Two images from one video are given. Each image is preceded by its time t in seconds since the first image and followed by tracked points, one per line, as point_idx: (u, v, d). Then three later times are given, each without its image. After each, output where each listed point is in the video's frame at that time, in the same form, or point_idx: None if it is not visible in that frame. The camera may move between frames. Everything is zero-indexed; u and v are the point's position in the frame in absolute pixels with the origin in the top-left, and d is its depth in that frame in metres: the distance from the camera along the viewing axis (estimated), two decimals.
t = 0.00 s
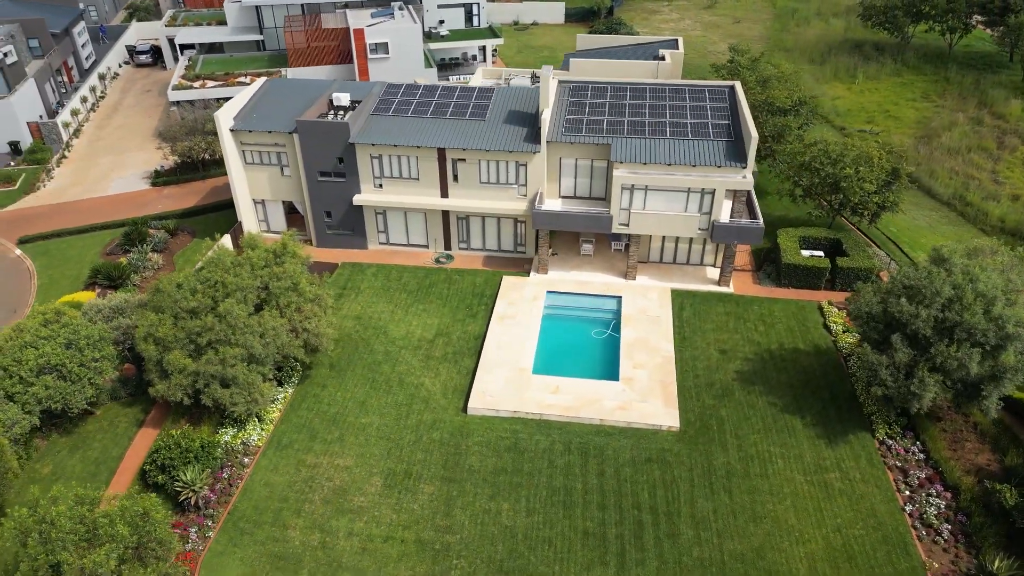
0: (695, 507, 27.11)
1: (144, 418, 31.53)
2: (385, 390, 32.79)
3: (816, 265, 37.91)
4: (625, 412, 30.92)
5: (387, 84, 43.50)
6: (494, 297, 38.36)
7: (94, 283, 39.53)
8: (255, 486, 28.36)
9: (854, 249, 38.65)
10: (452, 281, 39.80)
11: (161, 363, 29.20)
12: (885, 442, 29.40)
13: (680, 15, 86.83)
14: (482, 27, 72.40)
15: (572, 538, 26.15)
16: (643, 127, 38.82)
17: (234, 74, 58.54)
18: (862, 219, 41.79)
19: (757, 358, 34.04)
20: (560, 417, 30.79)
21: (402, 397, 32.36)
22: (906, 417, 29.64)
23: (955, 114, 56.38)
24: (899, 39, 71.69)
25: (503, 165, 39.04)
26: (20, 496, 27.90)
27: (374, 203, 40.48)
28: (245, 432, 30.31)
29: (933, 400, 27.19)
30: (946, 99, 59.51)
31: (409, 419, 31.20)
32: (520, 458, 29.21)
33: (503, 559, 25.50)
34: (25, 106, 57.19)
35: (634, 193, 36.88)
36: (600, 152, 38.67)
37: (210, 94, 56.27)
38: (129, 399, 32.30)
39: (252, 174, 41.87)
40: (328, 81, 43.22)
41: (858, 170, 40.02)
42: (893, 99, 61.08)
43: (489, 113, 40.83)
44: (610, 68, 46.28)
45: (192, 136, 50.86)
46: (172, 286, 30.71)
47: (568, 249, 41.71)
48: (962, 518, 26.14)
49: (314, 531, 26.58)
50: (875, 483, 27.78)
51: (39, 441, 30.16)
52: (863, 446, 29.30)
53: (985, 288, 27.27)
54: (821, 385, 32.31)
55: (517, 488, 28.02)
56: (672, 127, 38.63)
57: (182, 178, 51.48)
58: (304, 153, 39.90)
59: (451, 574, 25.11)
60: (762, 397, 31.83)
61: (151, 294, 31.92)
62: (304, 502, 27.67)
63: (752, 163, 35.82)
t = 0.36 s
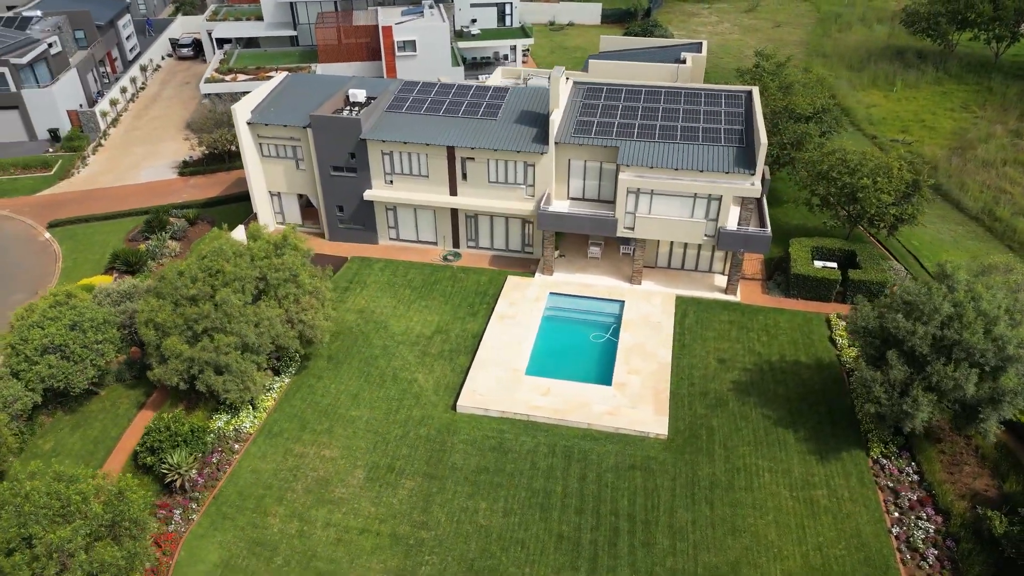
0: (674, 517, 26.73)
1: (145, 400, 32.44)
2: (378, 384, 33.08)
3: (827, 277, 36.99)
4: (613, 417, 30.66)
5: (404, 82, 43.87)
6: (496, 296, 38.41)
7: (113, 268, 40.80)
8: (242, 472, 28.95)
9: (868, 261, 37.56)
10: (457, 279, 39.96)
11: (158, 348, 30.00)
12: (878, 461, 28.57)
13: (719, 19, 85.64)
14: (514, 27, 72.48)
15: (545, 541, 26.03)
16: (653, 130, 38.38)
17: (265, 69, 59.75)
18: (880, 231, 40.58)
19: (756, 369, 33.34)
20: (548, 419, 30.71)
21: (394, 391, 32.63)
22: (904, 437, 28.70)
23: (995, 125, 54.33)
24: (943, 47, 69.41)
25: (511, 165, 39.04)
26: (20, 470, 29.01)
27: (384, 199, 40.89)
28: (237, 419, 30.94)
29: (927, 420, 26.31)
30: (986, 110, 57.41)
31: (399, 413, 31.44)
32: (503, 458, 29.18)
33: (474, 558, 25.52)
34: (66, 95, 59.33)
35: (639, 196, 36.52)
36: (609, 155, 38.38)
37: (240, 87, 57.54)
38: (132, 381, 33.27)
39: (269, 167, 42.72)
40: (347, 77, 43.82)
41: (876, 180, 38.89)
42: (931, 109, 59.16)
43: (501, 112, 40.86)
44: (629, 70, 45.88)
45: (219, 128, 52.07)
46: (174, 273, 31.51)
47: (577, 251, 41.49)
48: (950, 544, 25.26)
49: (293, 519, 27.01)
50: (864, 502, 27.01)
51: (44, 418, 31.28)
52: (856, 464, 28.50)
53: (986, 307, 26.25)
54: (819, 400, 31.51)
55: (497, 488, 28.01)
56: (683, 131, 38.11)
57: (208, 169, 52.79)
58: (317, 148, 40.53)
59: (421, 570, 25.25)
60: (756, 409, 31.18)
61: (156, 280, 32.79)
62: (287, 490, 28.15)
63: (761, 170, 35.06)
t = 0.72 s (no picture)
0: (651, 526, 26.42)
1: (146, 384, 33.37)
2: (372, 378, 33.43)
3: (834, 289, 36.11)
4: (600, 422, 30.45)
5: (420, 79, 44.18)
6: (498, 296, 38.46)
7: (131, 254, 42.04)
8: (230, 458, 29.58)
9: (880, 274, 36.52)
10: (461, 277, 40.11)
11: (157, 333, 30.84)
12: (869, 480, 27.78)
13: (758, 23, 84.21)
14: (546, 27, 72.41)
15: (518, 543, 25.97)
16: (662, 134, 37.92)
17: (295, 64, 60.83)
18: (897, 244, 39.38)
19: (753, 380, 32.71)
20: (534, 421, 30.66)
21: (386, 386, 32.92)
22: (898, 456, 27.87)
23: None
24: (988, 56, 67.03)
25: (518, 165, 39.01)
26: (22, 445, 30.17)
27: (393, 195, 41.27)
28: (231, 406, 31.63)
29: (916, 440, 25.46)
30: None
31: (388, 408, 31.70)
32: (485, 458, 29.22)
33: (445, 556, 25.59)
34: (105, 86, 61.39)
35: (644, 201, 36.13)
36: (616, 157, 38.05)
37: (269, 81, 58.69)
38: (137, 365, 34.26)
39: (284, 161, 43.51)
40: (364, 74, 44.33)
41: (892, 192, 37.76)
42: (969, 120, 57.18)
43: (512, 112, 40.84)
44: (646, 73, 45.45)
45: (244, 121, 53.22)
46: (177, 261, 32.36)
47: (583, 253, 41.26)
48: (934, 569, 24.44)
49: (273, 507, 27.48)
50: (848, 522, 26.29)
51: (51, 396, 32.46)
52: (844, 482, 27.75)
53: (984, 326, 25.29)
54: (815, 414, 30.75)
55: (476, 487, 28.05)
56: (692, 135, 37.57)
57: (233, 161, 54.01)
58: (330, 143, 41.12)
59: (391, 564, 25.42)
60: (748, 420, 30.61)
61: (162, 267, 33.73)
62: (271, 478, 28.66)
63: (767, 178, 34.36)
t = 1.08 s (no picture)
0: (626, 533, 26.17)
1: (151, 367, 34.32)
2: (366, 371, 33.79)
3: (842, 302, 35.22)
4: (586, 426, 30.24)
5: (436, 78, 44.47)
6: (500, 295, 38.50)
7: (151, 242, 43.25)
8: (220, 443, 30.25)
9: (890, 288, 35.48)
10: (467, 276, 40.26)
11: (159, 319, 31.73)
12: (856, 498, 27.05)
13: (798, 28, 82.48)
14: (578, 28, 72.15)
15: (491, 542, 25.97)
16: (672, 138, 37.47)
17: (325, 60, 61.87)
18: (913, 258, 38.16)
19: (749, 390, 32.09)
20: (522, 422, 30.59)
21: (380, 380, 33.25)
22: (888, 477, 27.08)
23: None
24: None
25: (526, 165, 38.99)
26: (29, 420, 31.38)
27: (404, 191, 41.62)
28: (227, 394, 32.35)
29: (903, 460, 24.70)
30: None
31: (379, 402, 32.02)
32: (468, 456, 29.29)
33: (418, 551, 25.71)
34: (143, 77, 63.32)
35: (648, 205, 35.76)
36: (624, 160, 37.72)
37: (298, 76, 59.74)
38: (143, 348, 35.24)
39: (301, 154, 44.27)
40: (382, 71, 44.84)
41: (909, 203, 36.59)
42: (1008, 132, 55.05)
43: (524, 112, 40.82)
44: (665, 76, 44.96)
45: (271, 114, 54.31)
46: (182, 249, 33.22)
47: (591, 256, 41.03)
48: None
49: (257, 494, 28.00)
50: (830, 540, 25.64)
51: (60, 374, 33.63)
52: (831, 500, 27.06)
53: (978, 347, 24.37)
54: (808, 428, 30.04)
55: (456, 484, 28.15)
56: (702, 140, 37.03)
57: (258, 154, 55.19)
58: (343, 138, 41.69)
59: (364, 556, 25.65)
60: (738, 431, 30.06)
61: (170, 254, 34.66)
62: (257, 465, 29.20)
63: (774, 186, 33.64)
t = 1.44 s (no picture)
0: (600, 539, 25.96)
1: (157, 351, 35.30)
2: (362, 365, 34.20)
3: (848, 315, 34.33)
4: (572, 430, 30.09)
5: (453, 77, 44.72)
6: (503, 295, 38.55)
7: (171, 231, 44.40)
8: (213, 428, 30.97)
9: (900, 304, 34.43)
10: (472, 274, 40.40)
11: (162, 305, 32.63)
12: (841, 517, 26.38)
13: (840, 34, 80.53)
14: (610, 30, 71.71)
15: (463, 540, 26.04)
16: (680, 143, 37.01)
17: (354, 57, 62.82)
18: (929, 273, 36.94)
19: (743, 401, 31.50)
20: (508, 422, 30.58)
21: (374, 374, 33.62)
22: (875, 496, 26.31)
23: None
24: None
25: (534, 166, 38.92)
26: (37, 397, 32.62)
27: (414, 188, 41.95)
28: (225, 381, 33.09)
29: (885, 481, 23.98)
30: None
31: (371, 396, 32.38)
32: (451, 453, 29.41)
33: (390, 545, 25.91)
34: (181, 70, 65.14)
35: (652, 210, 35.36)
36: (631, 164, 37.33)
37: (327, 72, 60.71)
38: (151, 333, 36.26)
39: (318, 149, 45.01)
40: (401, 70, 45.31)
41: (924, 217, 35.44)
42: None
43: (535, 113, 40.78)
44: (683, 79, 44.40)
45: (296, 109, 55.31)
46: (189, 238, 34.11)
47: (598, 259, 40.73)
48: None
49: (242, 480, 28.57)
50: (809, 559, 25.06)
51: (71, 355, 34.87)
52: (814, 517, 26.43)
53: (969, 367, 23.50)
54: (800, 443, 29.34)
55: (436, 481, 28.29)
56: (711, 146, 36.49)
57: (284, 147, 56.26)
58: (358, 134, 42.24)
59: (338, 547, 25.95)
60: (727, 443, 29.54)
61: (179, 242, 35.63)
62: (246, 452, 29.80)
63: (779, 195, 32.87)
